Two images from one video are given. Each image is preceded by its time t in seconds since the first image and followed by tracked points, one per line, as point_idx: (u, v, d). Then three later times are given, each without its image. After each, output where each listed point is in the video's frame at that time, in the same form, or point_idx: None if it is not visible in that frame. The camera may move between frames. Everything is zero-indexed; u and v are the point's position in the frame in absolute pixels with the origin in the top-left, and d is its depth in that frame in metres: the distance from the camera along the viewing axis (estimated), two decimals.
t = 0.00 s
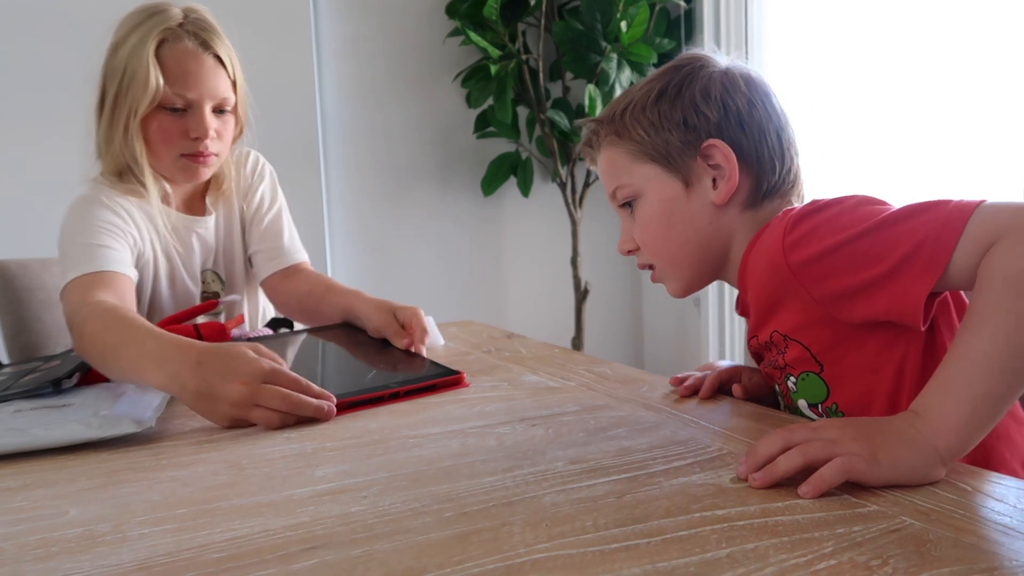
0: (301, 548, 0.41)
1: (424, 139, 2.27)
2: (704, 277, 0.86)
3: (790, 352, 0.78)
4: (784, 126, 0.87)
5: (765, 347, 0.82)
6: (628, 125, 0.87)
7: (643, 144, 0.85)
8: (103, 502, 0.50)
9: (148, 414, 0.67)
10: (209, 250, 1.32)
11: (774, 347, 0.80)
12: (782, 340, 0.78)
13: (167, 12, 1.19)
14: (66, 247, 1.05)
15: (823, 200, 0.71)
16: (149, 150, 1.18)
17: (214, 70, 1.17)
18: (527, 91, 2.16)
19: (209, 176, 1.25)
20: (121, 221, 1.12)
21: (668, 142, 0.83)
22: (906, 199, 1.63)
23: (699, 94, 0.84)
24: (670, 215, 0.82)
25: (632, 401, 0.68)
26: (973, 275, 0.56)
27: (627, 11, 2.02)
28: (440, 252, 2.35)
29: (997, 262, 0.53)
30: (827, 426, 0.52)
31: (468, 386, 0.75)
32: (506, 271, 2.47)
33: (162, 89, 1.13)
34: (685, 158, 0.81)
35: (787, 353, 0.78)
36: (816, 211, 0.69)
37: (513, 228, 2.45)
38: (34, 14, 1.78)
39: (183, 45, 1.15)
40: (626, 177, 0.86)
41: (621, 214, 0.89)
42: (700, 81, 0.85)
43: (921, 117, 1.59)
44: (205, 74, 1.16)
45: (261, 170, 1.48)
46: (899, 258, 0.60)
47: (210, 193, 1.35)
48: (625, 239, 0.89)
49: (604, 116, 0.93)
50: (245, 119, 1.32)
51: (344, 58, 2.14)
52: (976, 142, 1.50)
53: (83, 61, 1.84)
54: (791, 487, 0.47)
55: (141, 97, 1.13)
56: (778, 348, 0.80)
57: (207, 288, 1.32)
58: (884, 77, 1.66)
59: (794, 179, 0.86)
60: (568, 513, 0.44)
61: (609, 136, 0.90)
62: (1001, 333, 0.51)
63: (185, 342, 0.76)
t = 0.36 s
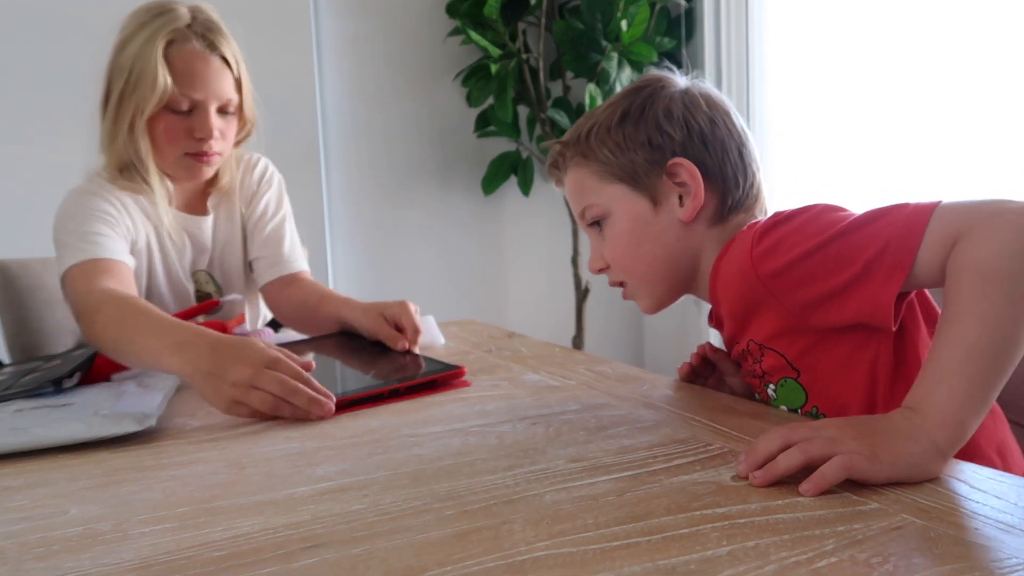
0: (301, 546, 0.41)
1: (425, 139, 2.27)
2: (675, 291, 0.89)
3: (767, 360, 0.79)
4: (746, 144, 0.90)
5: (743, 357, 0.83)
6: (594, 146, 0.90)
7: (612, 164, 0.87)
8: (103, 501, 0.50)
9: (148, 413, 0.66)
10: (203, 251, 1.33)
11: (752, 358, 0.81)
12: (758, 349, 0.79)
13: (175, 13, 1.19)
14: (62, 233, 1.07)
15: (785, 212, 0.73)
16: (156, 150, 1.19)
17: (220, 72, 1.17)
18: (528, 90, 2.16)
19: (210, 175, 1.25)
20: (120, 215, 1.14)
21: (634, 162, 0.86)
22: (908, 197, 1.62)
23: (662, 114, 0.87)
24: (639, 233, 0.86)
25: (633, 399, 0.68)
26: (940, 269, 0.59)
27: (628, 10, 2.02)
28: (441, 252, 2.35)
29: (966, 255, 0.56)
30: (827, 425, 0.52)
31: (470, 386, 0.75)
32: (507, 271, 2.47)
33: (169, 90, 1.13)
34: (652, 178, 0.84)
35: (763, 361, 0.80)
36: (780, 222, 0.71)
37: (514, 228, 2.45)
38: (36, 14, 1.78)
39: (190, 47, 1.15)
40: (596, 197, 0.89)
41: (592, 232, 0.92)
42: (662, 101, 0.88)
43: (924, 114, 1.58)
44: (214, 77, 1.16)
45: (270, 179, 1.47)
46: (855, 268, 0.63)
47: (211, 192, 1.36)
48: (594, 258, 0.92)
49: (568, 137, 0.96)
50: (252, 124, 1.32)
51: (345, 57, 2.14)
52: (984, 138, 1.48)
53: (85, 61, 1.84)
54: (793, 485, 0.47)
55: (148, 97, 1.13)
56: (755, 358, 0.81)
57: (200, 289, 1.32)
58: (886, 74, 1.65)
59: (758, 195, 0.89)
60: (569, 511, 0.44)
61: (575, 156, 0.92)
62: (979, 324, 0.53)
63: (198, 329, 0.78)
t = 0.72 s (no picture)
0: (300, 548, 0.41)
1: (425, 139, 2.27)
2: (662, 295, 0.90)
3: (762, 366, 0.79)
4: (736, 154, 0.90)
5: (737, 364, 0.84)
6: (585, 151, 0.91)
7: (600, 170, 0.89)
8: (102, 502, 0.50)
9: (146, 414, 0.67)
10: (205, 246, 1.31)
11: (747, 364, 0.82)
12: (753, 355, 0.80)
13: (182, 9, 1.19)
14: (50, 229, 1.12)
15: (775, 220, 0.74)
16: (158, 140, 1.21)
17: (224, 68, 1.17)
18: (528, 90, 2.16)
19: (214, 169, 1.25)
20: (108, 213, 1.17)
21: (620, 172, 0.86)
22: (909, 196, 1.62)
23: (651, 123, 0.87)
24: (623, 242, 0.87)
25: (632, 400, 0.68)
26: (929, 271, 0.60)
27: (628, 9, 2.02)
28: (442, 251, 2.36)
29: (957, 258, 0.56)
30: (825, 427, 0.52)
31: (470, 387, 0.75)
32: (508, 270, 2.47)
33: (171, 84, 1.14)
34: (636, 188, 0.85)
35: (758, 367, 0.80)
36: (769, 230, 0.71)
37: (515, 227, 2.45)
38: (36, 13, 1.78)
39: (193, 43, 1.15)
40: (585, 201, 0.90)
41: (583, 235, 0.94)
42: (653, 108, 0.88)
43: (925, 113, 1.58)
44: (218, 71, 1.16)
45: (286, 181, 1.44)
46: (843, 273, 0.64)
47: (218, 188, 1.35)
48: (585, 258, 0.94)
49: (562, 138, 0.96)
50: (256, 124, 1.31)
51: (346, 56, 2.14)
52: (984, 138, 1.48)
53: (86, 60, 1.84)
54: (792, 488, 0.47)
55: (152, 91, 1.14)
56: (750, 365, 0.81)
57: (198, 284, 1.30)
58: (887, 73, 1.65)
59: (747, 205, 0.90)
60: (567, 512, 0.44)
61: (568, 159, 0.93)
62: (974, 326, 0.54)
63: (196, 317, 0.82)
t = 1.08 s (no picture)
0: (303, 555, 0.41)
1: (426, 139, 2.27)
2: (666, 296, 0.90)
3: (764, 372, 0.79)
4: (735, 159, 0.88)
5: (738, 371, 0.83)
6: (581, 159, 0.92)
7: (596, 177, 0.89)
8: (103, 508, 0.49)
9: (149, 418, 0.66)
10: (209, 237, 1.29)
11: (748, 372, 0.81)
12: (753, 361, 0.80)
13: (185, 11, 1.19)
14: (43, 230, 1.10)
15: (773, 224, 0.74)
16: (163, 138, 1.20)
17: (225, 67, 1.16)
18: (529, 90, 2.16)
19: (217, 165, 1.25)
20: (106, 208, 1.15)
21: (614, 180, 0.86)
22: (910, 195, 1.62)
23: (645, 131, 0.86)
24: (618, 248, 0.88)
25: (635, 404, 0.68)
26: (925, 275, 0.59)
27: (629, 10, 2.02)
28: (442, 252, 2.35)
29: (952, 262, 0.56)
30: (830, 432, 0.52)
31: (472, 390, 0.75)
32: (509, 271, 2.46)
33: (176, 83, 1.14)
34: (628, 197, 0.85)
35: (760, 373, 0.80)
36: (765, 235, 0.71)
37: (515, 228, 2.45)
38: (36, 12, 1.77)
39: (197, 42, 1.15)
40: (582, 207, 0.91)
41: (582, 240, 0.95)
42: (648, 115, 0.87)
43: (932, 119, 1.56)
44: (219, 69, 1.16)
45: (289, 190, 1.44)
46: (836, 280, 0.64)
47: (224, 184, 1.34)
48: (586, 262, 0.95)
49: (563, 144, 0.97)
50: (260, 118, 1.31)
51: (347, 57, 2.14)
52: (986, 139, 1.47)
53: (86, 59, 1.84)
54: (798, 493, 0.46)
55: (156, 88, 1.14)
56: (751, 372, 0.81)
57: (200, 275, 1.28)
58: (888, 72, 1.64)
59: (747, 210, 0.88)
60: (572, 519, 0.44)
61: (568, 165, 0.94)
62: (974, 329, 0.53)
63: (195, 326, 0.83)
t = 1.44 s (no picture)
0: (323, 569, 0.40)
1: (434, 141, 2.26)
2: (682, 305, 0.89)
3: (775, 384, 0.79)
4: (747, 170, 0.87)
5: (751, 384, 0.83)
6: (595, 174, 0.92)
7: (608, 191, 0.89)
8: (118, 517, 0.49)
9: (163, 423, 0.66)
10: (219, 235, 1.29)
11: (760, 384, 0.81)
12: (765, 374, 0.79)
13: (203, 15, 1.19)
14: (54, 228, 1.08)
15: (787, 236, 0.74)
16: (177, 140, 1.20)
17: (241, 72, 1.16)
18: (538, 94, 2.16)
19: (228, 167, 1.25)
20: (119, 204, 1.14)
21: (626, 193, 0.87)
22: (920, 203, 1.60)
23: (655, 145, 0.86)
24: (632, 259, 0.88)
25: (651, 415, 0.67)
26: (937, 287, 0.59)
27: (640, 14, 2.01)
28: (448, 253, 2.34)
29: (968, 275, 0.55)
30: (853, 450, 0.51)
31: (487, 398, 0.74)
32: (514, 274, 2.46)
33: (191, 86, 1.14)
34: (639, 210, 0.85)
35: (772, 386, 0.79)
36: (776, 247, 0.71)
37: (521, 231, 2.44)
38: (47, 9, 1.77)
39: (213, 48, 1.15)
40: (596, 221, 0.92)
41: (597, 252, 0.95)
42: (659, 129, 0.87)
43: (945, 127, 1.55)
44: (234, 74, 1.15)
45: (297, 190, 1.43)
46: (846, 293, 0.64)
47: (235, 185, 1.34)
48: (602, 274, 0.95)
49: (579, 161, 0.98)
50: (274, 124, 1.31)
51: (357, 58, 2.13)
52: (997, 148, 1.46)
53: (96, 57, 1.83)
54: (824, 512, 0.46)
55: (171, 92, 1.14)
56: (763, 384, 0.80)
57: (209, 273, 1.28)
58: (900, 79, 1.63)
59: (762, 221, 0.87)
60: (595, 535, 0.43)
61: (583, 181, 0.95)
62: (994, 345, 0.52)
63: (196, 341, 0.83)
